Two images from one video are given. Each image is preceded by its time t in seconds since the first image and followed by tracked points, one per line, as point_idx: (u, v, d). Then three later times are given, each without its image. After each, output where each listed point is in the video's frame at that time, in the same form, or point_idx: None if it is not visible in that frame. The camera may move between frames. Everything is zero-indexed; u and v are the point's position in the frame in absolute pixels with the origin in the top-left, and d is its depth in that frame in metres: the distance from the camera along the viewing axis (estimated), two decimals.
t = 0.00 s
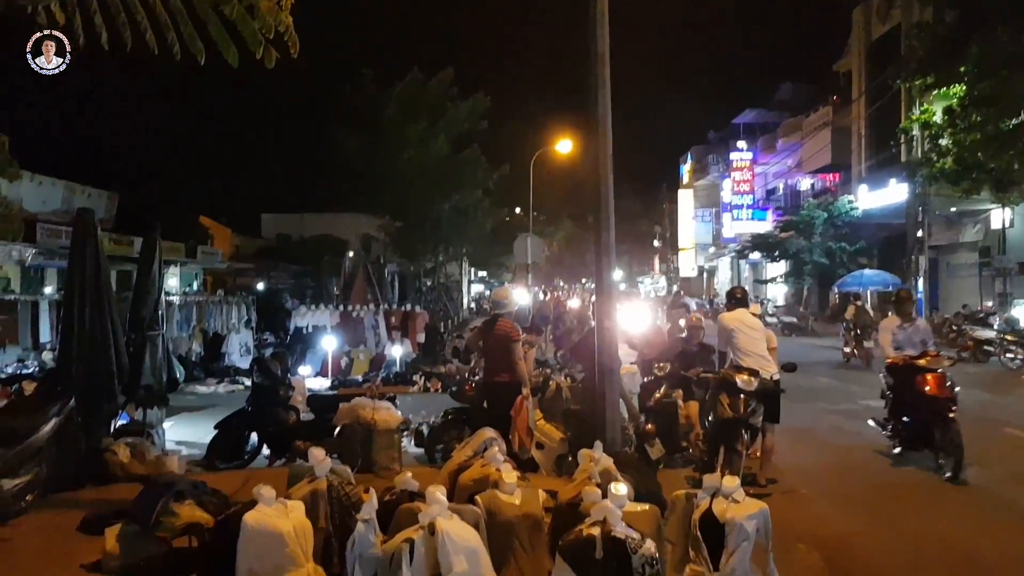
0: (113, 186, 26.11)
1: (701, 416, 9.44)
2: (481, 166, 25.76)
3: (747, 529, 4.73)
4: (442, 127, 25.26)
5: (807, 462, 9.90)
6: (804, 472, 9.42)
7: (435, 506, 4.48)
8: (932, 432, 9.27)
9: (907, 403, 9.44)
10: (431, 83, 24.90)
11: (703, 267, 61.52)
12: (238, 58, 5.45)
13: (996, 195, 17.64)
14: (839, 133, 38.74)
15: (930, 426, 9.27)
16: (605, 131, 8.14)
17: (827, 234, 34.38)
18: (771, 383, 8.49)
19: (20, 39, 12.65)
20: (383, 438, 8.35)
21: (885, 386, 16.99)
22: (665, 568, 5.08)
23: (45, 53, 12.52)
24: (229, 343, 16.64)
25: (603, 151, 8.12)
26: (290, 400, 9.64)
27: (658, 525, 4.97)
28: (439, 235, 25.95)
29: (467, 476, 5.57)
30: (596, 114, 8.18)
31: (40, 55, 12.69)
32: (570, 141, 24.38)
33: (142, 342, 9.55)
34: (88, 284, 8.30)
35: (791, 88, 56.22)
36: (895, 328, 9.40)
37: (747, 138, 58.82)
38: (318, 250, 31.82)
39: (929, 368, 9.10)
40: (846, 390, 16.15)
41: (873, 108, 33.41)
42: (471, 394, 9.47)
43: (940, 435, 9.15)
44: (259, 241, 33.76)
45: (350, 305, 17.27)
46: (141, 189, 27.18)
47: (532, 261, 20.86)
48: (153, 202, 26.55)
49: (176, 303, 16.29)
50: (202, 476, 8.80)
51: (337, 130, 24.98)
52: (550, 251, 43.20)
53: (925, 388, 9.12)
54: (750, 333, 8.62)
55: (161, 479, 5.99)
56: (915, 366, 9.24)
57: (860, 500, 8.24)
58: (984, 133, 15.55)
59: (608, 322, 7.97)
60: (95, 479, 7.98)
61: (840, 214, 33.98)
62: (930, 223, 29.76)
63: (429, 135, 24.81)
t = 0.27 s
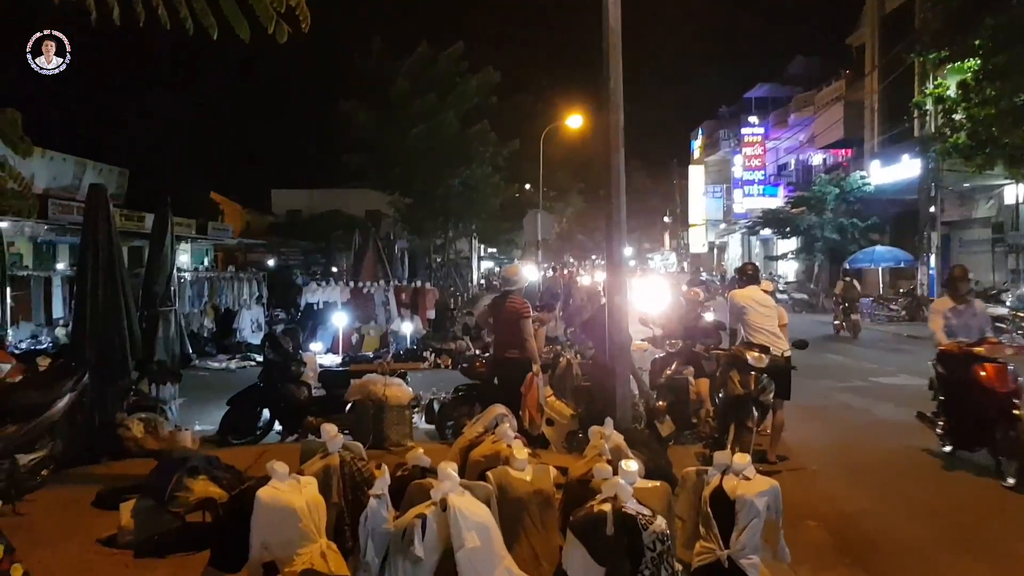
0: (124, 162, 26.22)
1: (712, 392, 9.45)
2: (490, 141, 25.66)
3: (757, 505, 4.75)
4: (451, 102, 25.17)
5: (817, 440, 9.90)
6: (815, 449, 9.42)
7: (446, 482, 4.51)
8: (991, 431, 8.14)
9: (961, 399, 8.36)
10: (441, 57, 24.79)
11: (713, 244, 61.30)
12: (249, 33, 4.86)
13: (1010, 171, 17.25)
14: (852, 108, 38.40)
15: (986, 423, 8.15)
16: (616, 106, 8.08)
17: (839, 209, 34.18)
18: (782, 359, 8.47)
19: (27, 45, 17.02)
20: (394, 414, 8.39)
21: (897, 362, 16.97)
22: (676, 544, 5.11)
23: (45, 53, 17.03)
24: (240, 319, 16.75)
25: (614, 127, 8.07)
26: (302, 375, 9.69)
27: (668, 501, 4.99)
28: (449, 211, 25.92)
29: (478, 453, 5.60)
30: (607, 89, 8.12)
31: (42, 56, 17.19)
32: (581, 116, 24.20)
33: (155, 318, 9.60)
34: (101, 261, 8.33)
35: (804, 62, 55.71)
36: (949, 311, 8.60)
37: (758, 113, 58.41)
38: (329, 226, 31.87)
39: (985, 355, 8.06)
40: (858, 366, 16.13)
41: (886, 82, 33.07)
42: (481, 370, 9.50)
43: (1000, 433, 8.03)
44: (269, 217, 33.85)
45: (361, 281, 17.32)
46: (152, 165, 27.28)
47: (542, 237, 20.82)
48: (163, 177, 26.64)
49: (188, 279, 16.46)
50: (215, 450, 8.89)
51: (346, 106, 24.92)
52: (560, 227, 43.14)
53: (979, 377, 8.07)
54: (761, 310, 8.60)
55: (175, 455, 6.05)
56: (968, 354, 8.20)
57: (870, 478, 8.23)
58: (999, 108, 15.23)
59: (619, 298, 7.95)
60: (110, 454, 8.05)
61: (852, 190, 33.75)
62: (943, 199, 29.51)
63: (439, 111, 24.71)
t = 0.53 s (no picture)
0: (136, 156, 26.29)
1: (723, 386, 9.41)
2: (501, 135, 25.63)
3: (769, 500, 4.75)
4: (461, 96, 25.16)
5: (828, 433, 9.88)
6: (826, 443, 9.40)
7: (458, 475, 4.53)
8: None
9: None
10: (451, 51, 24.77)
11: (724, 237, 61.08)
12: (257, 27, 4.53)
13: None
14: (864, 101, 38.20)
15: None
16: (628, 99, 8.05)
17: (851, 203, 34.00)
18: (794, 353, 8.44)
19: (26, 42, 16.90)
20: (405, 407, 8.41)
21: (911, 357, 16.84)
22: (687, 538, 5.11)
23: (44, 52, 16.69)
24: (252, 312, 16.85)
25: (626, 121, 8.03)
26: (313, 369, 9.70)
27: (679, 495, 4.98)
28: (459, 205, 25.92)
29: (489, 446, 5.60)
30: (619, 81, 8.09)
31: (41, 54, 16.83)
32: (591, 110, 24.15)
33: (168, 312, 9.64)
34: (114, 254, 8.36)
35: (815, 55, 55.44)
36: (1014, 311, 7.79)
37: (770, 106, 58.15)
38: (339, 220, 31.92)
39: None
40: (870, 361, 16.02)
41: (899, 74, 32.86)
42: (492, 364, 9.51)
43: None
44: (280, 211, 33.94)
45: (372, 275, 17.36)
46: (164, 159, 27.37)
47: (552, 231, 20.78)
48: (175, 171, 26.71)
49: (200, 272, 16.41)
50: (227, 443, 8.92)
51: (356, 99, 24.93)
52: (571, 220, 43.06)
53: None
54: (774, 304, 8.57)
55: (188, 447, 6.07)
56: None
57: (882, 471, 8.21)
58: (1012, 100, 15.19)
59: (630, 292, 7.91)
60: (123, 447, 8.13)
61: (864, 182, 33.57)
62: (957, 192, 29.30)
63: (449, 104, 24.69)
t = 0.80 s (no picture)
0: (145, 153, 26.34)
1: (732, 384, 9.39)
2: (509, 131, 25.59)
3: (778, 498, 4.75)
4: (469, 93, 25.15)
5: (838, 430, 9.85)
6: (836, 439, 9.38)
7: (466, 472, 4.52)
8: None
9: None
10: (460, 48, 24.75)
11: (733, 234, 60.86)
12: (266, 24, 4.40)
13: None
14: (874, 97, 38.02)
15: None
16: (637, 96, 8.01)
17: (861, 199, 33.84)
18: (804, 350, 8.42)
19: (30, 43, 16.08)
20: (414, 404, 8.42)
21: (920, 354, 16.74)
22: (696, 536, 5.11)
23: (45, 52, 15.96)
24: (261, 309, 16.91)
25: (634, 117, 8.00)
26: (322, 366, 9.71)
27: (688, 493, 4.98)
28: (467, 201, 25.91)
29: (497, 443, 5.59)
30: (628, 79, 8.05)
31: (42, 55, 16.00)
32: (600, 107, 24.09)
33: (177, 309, 9.66)
34: (124, 251, 8.38)
35: (825, 51, 55.22)
36: None
37: (779, 102, 57.91)
38: (347, 216, 31.94)
39: None
40: (879, 358, 15.94)
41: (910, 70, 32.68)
42: (500, 361, 9.51)
43: None
44: (289, 208, 33.98)
45: (380, 272, 17.38)
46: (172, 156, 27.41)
47: (560, 227, 20.74)
48: (184, 168, 26.75)
49: (209, 270, 16.45)
50: (236, 440, 8.94)
51: (364, 96, 24.93)
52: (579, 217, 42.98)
53: None
54: (783, 301, 8.54)
55: (198, 444, 6.08)
56: None
57: (892, 468, 8.19)
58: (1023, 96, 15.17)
59: (639, 290, 7.89)
60: (133, 443, 8.17)
61: (874, 179, 33.41)
62: (967, 189, 29.14)
63: (457, 101, 24.67)
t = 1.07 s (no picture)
0: (156, 153, 26.49)
1: (743, 383, 9.36)
2: (518, 130, 25.58)
3: (790, 498, 4.74)
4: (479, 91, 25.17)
5: (850, 430, 9.79)
6: (848, 439, 9.33)
7: (477, 471, 4.51)
8: None
9: None
10: (469, 46, 24.78)
11: (744, 232, 60.67)
12: (277, 22, 4.19)
13: None
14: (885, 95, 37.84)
15: None
16: (647, 95, 7.98)
17: (872, 198, 33.67)
18: (815, 350, 8.40)
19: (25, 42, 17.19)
20: (424, 403, 8.42)
21: (933, 353, 16.60)
22: (708, 535, 5.08)
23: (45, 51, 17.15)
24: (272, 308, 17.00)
25: (646, 115, 7.96)
26: (332, 364, 9.74)
27: (700, 493, 4.96)
28: (477, 200, 25.92)
29: (508, 442, 5.59)
30: (638, 77, 8.02)
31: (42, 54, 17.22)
32: (610, 105, 24.04)
33: (189, 307, 9.71)
34: (136, 251, 8.42)
35: (836, 49, 55.01)
36: None
37: (790, 100, 57.72)
38: (358, 215, 32.01)
39: None
40: (892, 357, 15.83)
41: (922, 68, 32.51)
42: (510, 360, 9.51)
43: None
44: (300, 207, 34.09)
45: (390, 270, 17.40)
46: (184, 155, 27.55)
47: (570, 225, 20.69)
48: (195, 167, 26.89)
49: (220, 268, 16.52)
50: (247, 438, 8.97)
51: (374, 95, 24.98)
52: (589, 216, 42.96)
53: None
54: (794, 300, 8.50)
55: (210, 441, 6.25)
56: None
57: (904, 468, 8.14)
58: None
59: (649, 289, 7.87)
60: (145, 441, 8.20)
61: (885, 177, 33.26)
62: (979, 187, 28.95)
63: (467, 99, 24.69)
